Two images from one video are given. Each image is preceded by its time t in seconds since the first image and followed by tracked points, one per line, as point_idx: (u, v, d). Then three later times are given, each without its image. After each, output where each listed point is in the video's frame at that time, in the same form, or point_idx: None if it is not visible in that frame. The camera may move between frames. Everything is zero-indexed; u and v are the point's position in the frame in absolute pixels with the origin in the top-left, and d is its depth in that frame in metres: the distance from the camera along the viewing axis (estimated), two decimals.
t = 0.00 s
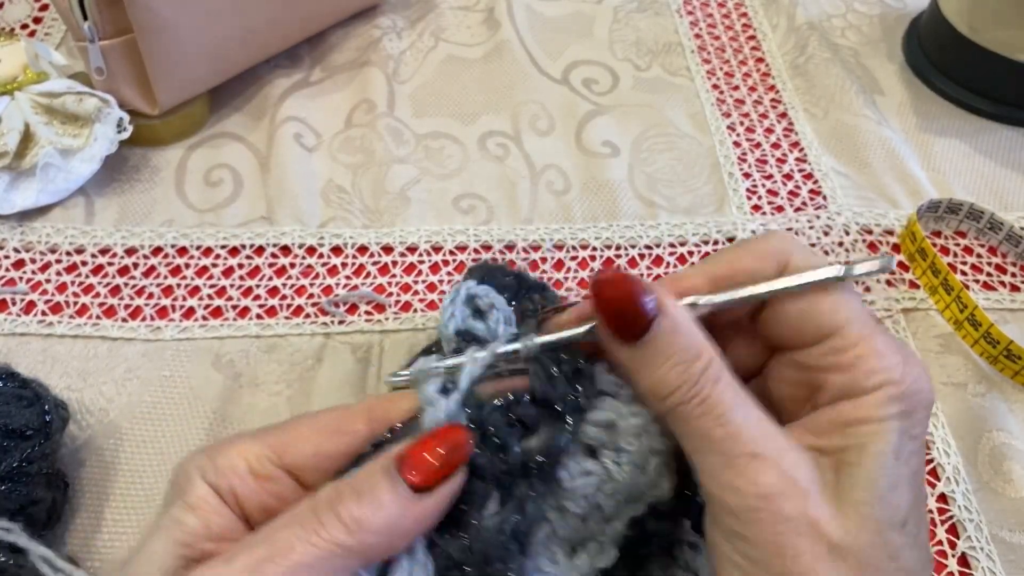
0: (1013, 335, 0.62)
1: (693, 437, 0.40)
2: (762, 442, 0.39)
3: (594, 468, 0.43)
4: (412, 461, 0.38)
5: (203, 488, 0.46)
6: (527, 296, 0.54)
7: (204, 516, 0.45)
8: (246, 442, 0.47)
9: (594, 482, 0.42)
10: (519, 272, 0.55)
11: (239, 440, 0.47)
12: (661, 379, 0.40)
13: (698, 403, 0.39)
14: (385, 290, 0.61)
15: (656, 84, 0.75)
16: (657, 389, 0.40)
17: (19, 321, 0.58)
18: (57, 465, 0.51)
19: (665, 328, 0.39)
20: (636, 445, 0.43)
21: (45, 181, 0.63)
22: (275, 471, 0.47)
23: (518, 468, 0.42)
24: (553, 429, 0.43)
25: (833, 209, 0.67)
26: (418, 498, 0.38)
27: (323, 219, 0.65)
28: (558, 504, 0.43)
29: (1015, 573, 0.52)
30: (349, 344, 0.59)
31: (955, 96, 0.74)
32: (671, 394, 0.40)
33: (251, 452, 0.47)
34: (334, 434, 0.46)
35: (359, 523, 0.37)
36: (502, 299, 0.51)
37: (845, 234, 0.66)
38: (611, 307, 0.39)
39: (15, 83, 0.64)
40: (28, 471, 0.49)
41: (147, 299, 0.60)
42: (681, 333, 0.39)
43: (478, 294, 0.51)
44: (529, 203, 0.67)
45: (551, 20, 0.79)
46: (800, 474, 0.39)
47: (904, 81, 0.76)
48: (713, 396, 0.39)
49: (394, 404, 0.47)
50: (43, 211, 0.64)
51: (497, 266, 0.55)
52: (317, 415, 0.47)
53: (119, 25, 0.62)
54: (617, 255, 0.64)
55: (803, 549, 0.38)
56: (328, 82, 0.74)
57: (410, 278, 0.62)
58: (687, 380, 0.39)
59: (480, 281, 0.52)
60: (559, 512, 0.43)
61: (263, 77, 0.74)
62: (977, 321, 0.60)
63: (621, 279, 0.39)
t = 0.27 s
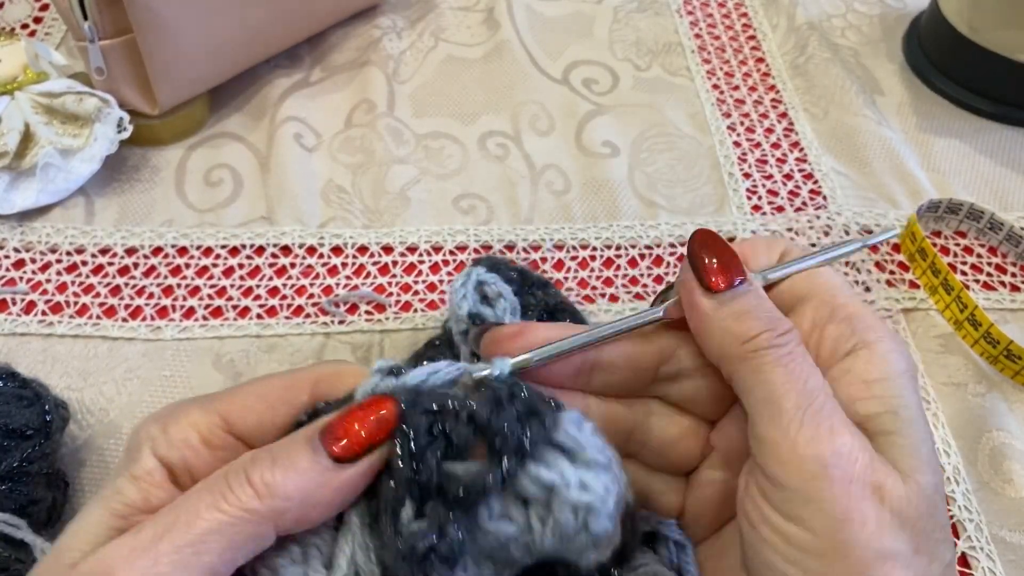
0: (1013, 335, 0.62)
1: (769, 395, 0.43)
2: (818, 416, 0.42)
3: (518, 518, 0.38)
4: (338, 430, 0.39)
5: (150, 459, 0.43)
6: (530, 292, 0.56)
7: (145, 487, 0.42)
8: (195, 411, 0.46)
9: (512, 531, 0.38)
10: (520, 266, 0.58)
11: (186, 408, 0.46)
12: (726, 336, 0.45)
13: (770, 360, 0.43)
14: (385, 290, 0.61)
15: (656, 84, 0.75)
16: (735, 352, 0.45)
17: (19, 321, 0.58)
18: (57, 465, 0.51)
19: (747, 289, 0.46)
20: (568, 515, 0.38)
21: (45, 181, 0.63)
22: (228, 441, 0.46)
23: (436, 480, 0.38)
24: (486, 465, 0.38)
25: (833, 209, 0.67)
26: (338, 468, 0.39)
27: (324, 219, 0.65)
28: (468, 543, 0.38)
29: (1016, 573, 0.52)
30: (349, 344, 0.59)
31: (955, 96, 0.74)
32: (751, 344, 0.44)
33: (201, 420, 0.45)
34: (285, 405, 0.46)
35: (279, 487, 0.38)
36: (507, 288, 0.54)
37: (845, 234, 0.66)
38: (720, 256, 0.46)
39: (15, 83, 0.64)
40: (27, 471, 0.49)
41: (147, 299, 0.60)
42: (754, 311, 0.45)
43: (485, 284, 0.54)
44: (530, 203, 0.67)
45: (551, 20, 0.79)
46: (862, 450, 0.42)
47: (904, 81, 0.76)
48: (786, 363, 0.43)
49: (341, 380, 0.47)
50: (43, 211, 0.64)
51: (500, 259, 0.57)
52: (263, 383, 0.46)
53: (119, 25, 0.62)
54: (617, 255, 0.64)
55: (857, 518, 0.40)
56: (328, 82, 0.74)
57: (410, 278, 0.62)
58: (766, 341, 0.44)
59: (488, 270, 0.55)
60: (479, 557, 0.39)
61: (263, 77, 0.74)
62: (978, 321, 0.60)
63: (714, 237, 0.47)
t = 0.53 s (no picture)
0: (1013, 335, 0.62)
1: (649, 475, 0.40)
2: (715, 480, 0.39)
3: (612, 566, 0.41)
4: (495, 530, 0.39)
5: (274, 553, 0.41)
6: (528, 296, 0.55)
7: None
8: (309, 495, 0.42)
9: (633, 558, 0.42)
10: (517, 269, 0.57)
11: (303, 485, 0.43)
12: (598, 429, 0.41)
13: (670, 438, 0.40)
14: (385, 290, 0.61)
15: (656, 84, 0.75)
16: (609, 442, 0.41)
17: (19, 321, 0.58)
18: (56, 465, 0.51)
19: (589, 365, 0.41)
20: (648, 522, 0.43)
21: (45, 181, 0.63)
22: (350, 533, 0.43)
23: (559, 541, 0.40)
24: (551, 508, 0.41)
25: (833, 209, 0.67)
26: None
27: (323, 219, 0.65)
28: (612, 568, 0.41)
29: (1016, 573, 0.52)
30: (349, 344, 0.59)
31: (955, 96, 0.74)
32: (636, 421, 0.40)
33: (318, 506, 0.42)
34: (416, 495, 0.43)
35: None
36: (501, 298, 0.54)
37: (845, 234, 0.66)
38: (544, 348, 0.40)
39: (15, 82, 0.64)
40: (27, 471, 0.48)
41: (147, 299, 0.60)
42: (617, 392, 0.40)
43: (476, 294, 0.53)
44: (530, 203, 0.67)
45: (551, 19, 0.79)
46: (853, 434, 0.41)
47: (904, 81, 0.76)
48: (657, 440, 0.39)
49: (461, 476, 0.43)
50: (43, 211, 0.64)
51: (497, 264, 0.56)
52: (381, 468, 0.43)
53: (119, 25, 0.62)
54: (617, 255, 0.64)
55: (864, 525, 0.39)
56: (328, 82, 0.74)
57: (410, 278, 0.62)
58: (647, 420, 0.40)
59: (479, 278, 0.55)
60: None
61: (262, 77, 0.74)
62: (977, 321, 0.60)
63: (530, 331, 0.40)
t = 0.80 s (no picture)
0: (1012, 335, 0.62)
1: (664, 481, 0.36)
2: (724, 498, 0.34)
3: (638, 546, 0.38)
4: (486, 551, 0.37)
5: (234, 539, 0.38)
6: (528, 295, 0.55)
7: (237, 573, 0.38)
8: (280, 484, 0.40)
9: (638, 561, 0.38)
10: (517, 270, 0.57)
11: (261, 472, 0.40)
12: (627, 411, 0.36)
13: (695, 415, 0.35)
14: (385, 290, 0.61)
15: (656, 83, 0.75)
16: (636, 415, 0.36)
17: (19, 321, 0.58)
18: (57, 464, 0.51)
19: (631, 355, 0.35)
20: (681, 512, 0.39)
21: (45, 181, 0.63)
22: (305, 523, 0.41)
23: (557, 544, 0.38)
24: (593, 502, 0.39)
25: (833, 209, 0.67)
26: None
27: (324, 219, 0.65)
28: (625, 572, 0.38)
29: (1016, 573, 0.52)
30: (350, 344, 0.59)
31: (955, 96, 0.74)
32: (658, 417, 0.35)
33: (278, 495, 0.40)
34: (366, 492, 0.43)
35: None
36: (500, 297, 0.54)
37: (845, 234, 0.66)
38: (586, 330, 0.36)
39: (15, 83, 0.64)
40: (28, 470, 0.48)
41: (148, 299, 0.60)
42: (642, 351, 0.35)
43: (476, 294, 0.53)
44: (530, 203, 0.67)
45: (551, 19, 0.79)
46: (918, 494, 0.32)
47: (904, 81, 0.76)
48: (673, 442, 0.35)
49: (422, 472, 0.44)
50: (43, 211, 0.64)
51: (497, 264, 0.57)
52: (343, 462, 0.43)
53: (119, 25, 0.62)
54: (617, 254, 0.64)
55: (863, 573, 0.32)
56: (328, 82, 0.74)
57: (410, 278, 0.62)
58: (681, 396, 0.35)
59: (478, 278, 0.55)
60: None
61: (263, 77, 0.74)
62: (977, 321, 0.60)
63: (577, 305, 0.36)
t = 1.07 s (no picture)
0: (1012, 335, 0.62)
1: (651, 478, 0.38)
2: (722, 473, 0.38)
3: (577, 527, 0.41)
4: (449, 505, 0.39)
5: (231, 504, 0.46)
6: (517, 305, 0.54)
7: (229, 533, 0.45)
8: (274, 458, 0.47)
9: (576, 541, 0.40)
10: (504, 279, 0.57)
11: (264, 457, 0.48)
12: (601, 431, 0.40)
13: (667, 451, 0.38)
14: (385, 290, 0.61)
15: (656, 84, 0.75)
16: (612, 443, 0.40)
17: (19, 321, 0.58)
18: (57, 464, 0.51)
19: (590, 368, 0.40)
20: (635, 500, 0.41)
21: (45, 181, 0.63)
22: (307, 487, 0.47)
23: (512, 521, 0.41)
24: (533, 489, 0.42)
25: (833, 209, 0.67)
26: (450, 544, 0.39)
27: (324, 219, 0.65)
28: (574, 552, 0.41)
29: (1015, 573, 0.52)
30: (350, 344, 0.59)
31: (955, 96, 0.74)
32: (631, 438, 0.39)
33: (279, 467, 0.47)
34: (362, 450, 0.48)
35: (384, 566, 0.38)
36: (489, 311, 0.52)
37: (845, 234, 0.66)
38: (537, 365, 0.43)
39: (15, 83, 0.64)
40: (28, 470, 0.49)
41: (148, 299, 0.60)
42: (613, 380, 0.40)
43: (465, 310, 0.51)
44: (530, 203, 0.67)
45: (551, 20, 0.79)
46: (896, 436, 0.39)
47: (904, 81, 0.76)
48: (657, 433, 0.38)
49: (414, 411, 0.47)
50: (43, 211, 0.64)
51: (482, 277, 0.56)
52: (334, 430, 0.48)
53: (119, 25, 0.62)
54: (617, 255, 0.64)
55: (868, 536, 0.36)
56: (328, 82, 0.74)
57: (410, 278, 0.62)
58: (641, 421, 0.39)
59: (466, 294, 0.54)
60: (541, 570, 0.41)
61: (263, 77, 0.74)
62: (977, 321, 0.60)
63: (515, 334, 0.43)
